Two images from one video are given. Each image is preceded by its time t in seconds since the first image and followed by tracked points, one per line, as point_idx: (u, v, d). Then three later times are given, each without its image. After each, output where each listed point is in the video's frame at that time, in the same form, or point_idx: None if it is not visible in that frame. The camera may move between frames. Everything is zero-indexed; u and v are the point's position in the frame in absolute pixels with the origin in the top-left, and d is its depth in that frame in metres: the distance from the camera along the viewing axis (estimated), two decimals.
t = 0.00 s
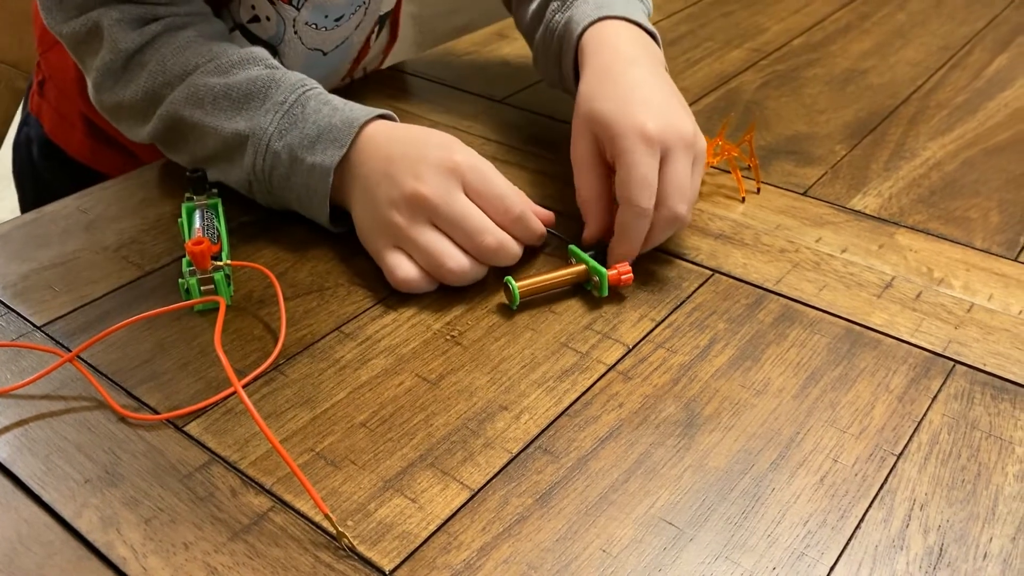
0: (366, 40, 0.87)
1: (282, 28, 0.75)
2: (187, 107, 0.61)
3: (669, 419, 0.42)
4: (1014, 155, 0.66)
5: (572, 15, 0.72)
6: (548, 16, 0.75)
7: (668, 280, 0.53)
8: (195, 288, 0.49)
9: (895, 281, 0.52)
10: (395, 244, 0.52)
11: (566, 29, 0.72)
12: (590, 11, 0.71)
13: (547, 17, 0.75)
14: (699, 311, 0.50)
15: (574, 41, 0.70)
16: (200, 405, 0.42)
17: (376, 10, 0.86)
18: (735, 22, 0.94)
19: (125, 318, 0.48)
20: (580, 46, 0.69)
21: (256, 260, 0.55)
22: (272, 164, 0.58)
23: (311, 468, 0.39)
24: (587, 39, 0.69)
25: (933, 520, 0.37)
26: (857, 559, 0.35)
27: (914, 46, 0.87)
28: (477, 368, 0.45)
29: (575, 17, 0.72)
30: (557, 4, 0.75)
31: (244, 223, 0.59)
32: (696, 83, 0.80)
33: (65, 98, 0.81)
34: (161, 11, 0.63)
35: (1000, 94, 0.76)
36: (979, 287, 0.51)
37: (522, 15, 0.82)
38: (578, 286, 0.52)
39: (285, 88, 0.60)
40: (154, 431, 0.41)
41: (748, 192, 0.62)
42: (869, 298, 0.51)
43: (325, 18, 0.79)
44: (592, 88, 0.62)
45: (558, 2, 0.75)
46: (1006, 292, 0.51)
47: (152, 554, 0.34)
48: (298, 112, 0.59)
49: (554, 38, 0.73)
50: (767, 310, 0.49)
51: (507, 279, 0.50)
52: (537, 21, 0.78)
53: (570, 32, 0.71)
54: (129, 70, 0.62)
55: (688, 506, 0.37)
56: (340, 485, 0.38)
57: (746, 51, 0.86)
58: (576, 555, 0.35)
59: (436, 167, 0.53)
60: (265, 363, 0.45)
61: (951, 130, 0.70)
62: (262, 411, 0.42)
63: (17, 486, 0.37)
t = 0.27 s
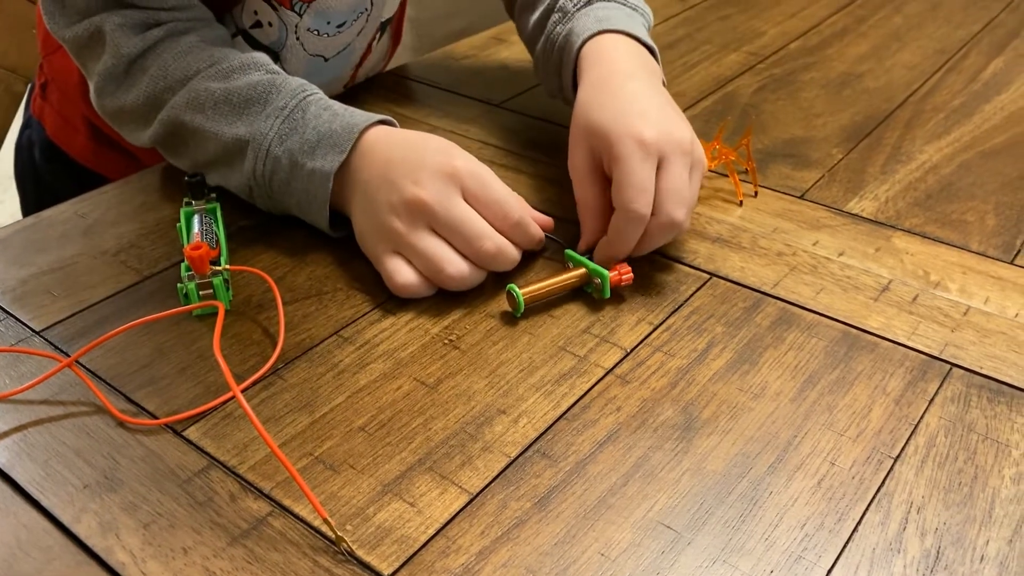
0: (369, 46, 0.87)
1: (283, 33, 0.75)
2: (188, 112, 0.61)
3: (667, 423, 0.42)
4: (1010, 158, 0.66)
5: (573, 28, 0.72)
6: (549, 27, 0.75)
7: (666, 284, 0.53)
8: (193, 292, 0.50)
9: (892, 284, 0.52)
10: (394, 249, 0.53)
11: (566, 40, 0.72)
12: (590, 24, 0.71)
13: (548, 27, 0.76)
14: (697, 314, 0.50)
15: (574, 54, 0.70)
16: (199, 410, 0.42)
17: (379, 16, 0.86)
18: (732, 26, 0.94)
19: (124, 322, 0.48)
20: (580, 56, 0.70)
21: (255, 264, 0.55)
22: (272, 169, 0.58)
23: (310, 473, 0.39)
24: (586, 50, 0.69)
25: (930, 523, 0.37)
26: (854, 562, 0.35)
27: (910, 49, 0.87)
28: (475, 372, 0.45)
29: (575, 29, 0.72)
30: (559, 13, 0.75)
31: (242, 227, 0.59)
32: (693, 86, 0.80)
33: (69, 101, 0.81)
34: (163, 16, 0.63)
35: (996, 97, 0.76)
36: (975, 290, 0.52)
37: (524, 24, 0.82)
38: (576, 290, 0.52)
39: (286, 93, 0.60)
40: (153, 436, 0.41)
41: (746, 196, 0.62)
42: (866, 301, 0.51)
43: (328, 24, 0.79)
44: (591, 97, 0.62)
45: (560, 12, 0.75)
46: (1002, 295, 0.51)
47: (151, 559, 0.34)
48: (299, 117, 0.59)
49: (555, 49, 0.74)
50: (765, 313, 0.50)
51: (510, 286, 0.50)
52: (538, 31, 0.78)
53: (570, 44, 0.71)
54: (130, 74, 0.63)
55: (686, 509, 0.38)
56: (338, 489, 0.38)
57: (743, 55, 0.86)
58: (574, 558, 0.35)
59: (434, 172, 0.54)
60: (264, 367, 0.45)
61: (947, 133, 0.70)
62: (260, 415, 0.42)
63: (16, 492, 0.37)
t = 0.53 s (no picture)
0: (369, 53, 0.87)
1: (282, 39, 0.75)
2: (185, 119, 0.61)
3: (663, 427, 0.42)
4: (1005, 162, 0.67)
5: (576, 29, 0.72)
6: (552, 29, 0.76)
7: (662, 288, 0.53)
8: (191, 298, 0.50)
9: (887, 288, 0.52)
10: (391, 255, 0.53)
11: (571, 41, 0.72)
12: (593, 25, 0.71)
13: (551, 29, 0.76)
14: (693, 319, 0.50)
15: (578, 56, 0.71)
16: (196, 416, 0.42)
17: (377, 22, 0.86)
18: (728, 31, 0.94)
19: (122, 329, 0.48)
20: (584, 60, 0.70)
21: (252, 270, 0.55)
22: (269, 175, 0.59)
23: (307, 479, 0.39)
24: (589, 52, 0.70)
25: (925, 527, 0.37)
26: (850, 565, 0.36)
27: (906, 54, 0.88)
28: (472, 377, 0.45)
29: (579, 31, 0.72)
30: (562, 15, 0.75)
31: (240, 233, 0.59)
32: (690, 91, 0.80)
33: (67, 107, 0.81)
34: (161, 23, 0.63)
35: (991, 101, 0.77)
36: (970, 294, 0.52)
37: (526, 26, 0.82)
38: (573, 296, 0.52)
39: (283, 100, 0.60)
40: (150, 442, 0.41)
41: (742, 200, 0.63)
42: (862, 305, 0.51)
43: (327, 31, 0.79)
44: (597, 101, 0.62)
45: (563, 14, 0.75)
46: (997, 299, 0.51)
47: (148, 565, 0.34)
48: (295, 124, 0.59)
49: (559, 51, 0.74)
50: (761, 318, 0.50)
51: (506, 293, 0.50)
52: (540, 33, 0.79)
53: (574, 46, 0.71)
54: (129, 81, 0.63)
55: (682, 514, 0.38)
56: (335, 495, 0.38)
57: (739, 60, 0.87)
58: (570, 563, 0.35)
59: (430, 179, 0.54)
60: (262, 373, 0.45)
61: (942, 137, 0.71)
62: (257, 421, 0.42)
63: (14, 498, 0.38)
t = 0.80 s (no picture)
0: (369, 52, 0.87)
1: (280, 39, 0.75)
2: (183, 120, 0.61)
3: (667, 428, 0.42)
4: (1008, 162, 0.66)
5: (573, 32, 0.72)
6: (549, 32, 0.75)
7: (664, 288, 0.53)
8: (190, 300, 0.49)
9: (891, 288, 0.52)
10: (391, 255, 0.52)
11: (568, 44, 0.72)
12: (591, 28, 0.71)
13: (549, 32, 0.76)
14: (696, 319, 0.49)
15: (575, 59, 0.70)
16: (195, 417, 0.42)
17: (377, 22, 0.85)
18: (728, 31, 0.94)
19: (120, 330, 0.48)
20: (581, 62, 0.70)
21: (252, 271, 0.55)
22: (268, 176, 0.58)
23: (307, 480, 0.38)
24: (586, 54, 0.69)
25: (933, 527, 0.37)
26: (856, 567, 0.35)
27: (907, 54, 0.87)
28: (473, 377, 0.45)
29: (576, 33, 0.72)
30: (559, 18, 0.75)
31: (239, 234, 0.59)
32: (690, 92, 0.80)
33: (65, 108, 0.81)
34: (160, 24, 0.63)
35: (993, 101, 0.76)
36: (975, 293, 0.52)
37: (524, 29, 0.82)
38: (575, 296, 0.51)
39: (282, 100, 0.60)
40: (149, 444, 0.40)
41: (744, 200, 0.62)
42: (866, 305, 0.51)
43: (325, 31, 0.79)
44: (594, 103, 0.62)
45: (561, 17, 0.75)
46: (1002, 298, 0.51)
47: (147, 569, 0.34)
48: (295, 124, 0.59)
49: (556, 54, 0.73)
50: (764, 318, 0.49)
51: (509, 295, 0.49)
52: (539, 36, 0.78)
53: (571, 49, 0.71)
54: (128, 83, 0.63)
55: (686, 515, 0.37)
56: (336, 497, 0.37)
57: (740, 60, 0.87)
58: (574, 565, 0.35)
59: (429, 179, 0.53)
60: (261, 374, 0.45)
61: (945, 137, 0.70)
62: (257, 423, 0.42)
63: (12, 501, 0.37)
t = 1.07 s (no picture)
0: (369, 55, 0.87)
1: (281, 42, 0.75)
2: (185, 124, 0.61)
3: (670, 431, 0.41)
4: (1010, 164, 0.66)
5: (576, 34, 0.72)
6: (551, 34, 0.76)
7: (667, 290, 0.53)
8: (193, 303, 0.49)
9: (894, 289, 0.52)
10: (393, 258, 0.52)
11: (570, 46, 0.72)
12: (593, 30, 0.71)
13: (551, 35, 0.76)
14: (698, 321, 0.49)
15: (579, 61, 0.70)
16: (198, 421, 0.42)
17: (376, 25, 0.85)
18: (729, 34, 0.94)
19: (123, 334, 0.48)
20: (585, 65, 0.70)
21: (254, 275, 0.55)
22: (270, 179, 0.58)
23: (311, 484, 0.38)
24: (587, 58, 0.69)
25: (938, 529, 0.37)
26: (861, 569, 0.35)
27: (908, 56, 0.87)
28: (476, 380, 0.45)
29: (578, 36, 0.72)
30: (561, 20, 0.75)
31: (241, 238, 0.59)
32: (691, 94, 0.80)
33: (64, 113, 0.81)
34: (161, 28, 0.63)
35: (994, 103, 0.76)
36: (977, 294, 0.51)
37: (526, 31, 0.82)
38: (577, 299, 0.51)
39: (283, 103, 0.60)
40: (152, 448, 0.40)
41: (745, 203, 0.62)
42: (869, 307, 0.50)
43: (326, 34, 0.79)
44: (597, 105, 0.62)
45: (563, 19, 0.75)
46: (1004, 299, 0.51)
47: (151, 572, 0.34)
48: (296, 128, 0.59)
49: (559, 56, 0.74)
50: (766, 320, 0.49)
51: (514, 300, 0.49)
52: (540, 38, 0.79)
53: (573, 51, 0.71)
54: (129, 87, 0.63)
55: (691, 517, 0.37)
56: (339, 500, 0.37)
57: (740, 63, 0.87)
58: (578, 567, 0.35)
59: (430, 183, 0.53)
60: (264, 377, 0.45)
61: (946, 139, 0.70)
62: (260, 426, 0.42)
63: (15, 505, 0.37)
